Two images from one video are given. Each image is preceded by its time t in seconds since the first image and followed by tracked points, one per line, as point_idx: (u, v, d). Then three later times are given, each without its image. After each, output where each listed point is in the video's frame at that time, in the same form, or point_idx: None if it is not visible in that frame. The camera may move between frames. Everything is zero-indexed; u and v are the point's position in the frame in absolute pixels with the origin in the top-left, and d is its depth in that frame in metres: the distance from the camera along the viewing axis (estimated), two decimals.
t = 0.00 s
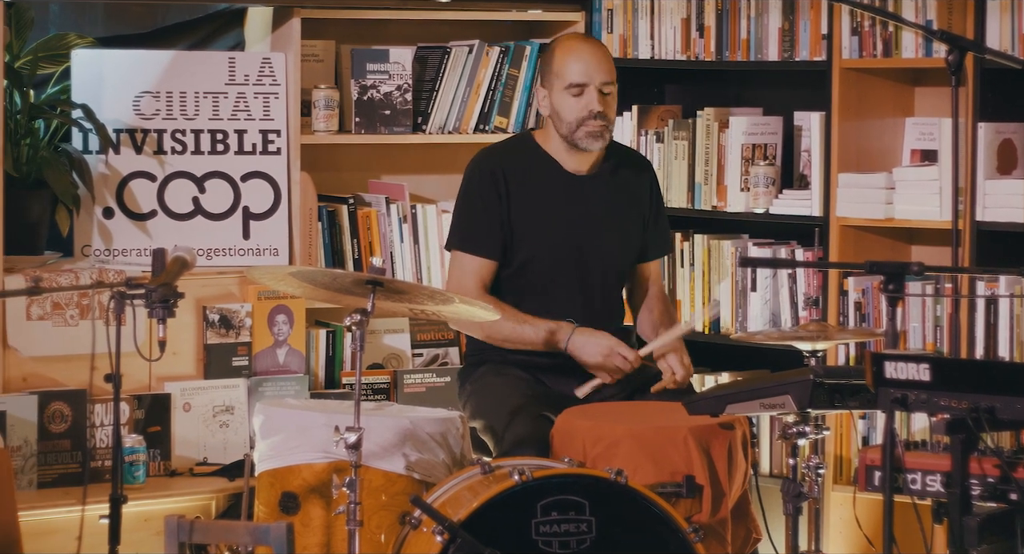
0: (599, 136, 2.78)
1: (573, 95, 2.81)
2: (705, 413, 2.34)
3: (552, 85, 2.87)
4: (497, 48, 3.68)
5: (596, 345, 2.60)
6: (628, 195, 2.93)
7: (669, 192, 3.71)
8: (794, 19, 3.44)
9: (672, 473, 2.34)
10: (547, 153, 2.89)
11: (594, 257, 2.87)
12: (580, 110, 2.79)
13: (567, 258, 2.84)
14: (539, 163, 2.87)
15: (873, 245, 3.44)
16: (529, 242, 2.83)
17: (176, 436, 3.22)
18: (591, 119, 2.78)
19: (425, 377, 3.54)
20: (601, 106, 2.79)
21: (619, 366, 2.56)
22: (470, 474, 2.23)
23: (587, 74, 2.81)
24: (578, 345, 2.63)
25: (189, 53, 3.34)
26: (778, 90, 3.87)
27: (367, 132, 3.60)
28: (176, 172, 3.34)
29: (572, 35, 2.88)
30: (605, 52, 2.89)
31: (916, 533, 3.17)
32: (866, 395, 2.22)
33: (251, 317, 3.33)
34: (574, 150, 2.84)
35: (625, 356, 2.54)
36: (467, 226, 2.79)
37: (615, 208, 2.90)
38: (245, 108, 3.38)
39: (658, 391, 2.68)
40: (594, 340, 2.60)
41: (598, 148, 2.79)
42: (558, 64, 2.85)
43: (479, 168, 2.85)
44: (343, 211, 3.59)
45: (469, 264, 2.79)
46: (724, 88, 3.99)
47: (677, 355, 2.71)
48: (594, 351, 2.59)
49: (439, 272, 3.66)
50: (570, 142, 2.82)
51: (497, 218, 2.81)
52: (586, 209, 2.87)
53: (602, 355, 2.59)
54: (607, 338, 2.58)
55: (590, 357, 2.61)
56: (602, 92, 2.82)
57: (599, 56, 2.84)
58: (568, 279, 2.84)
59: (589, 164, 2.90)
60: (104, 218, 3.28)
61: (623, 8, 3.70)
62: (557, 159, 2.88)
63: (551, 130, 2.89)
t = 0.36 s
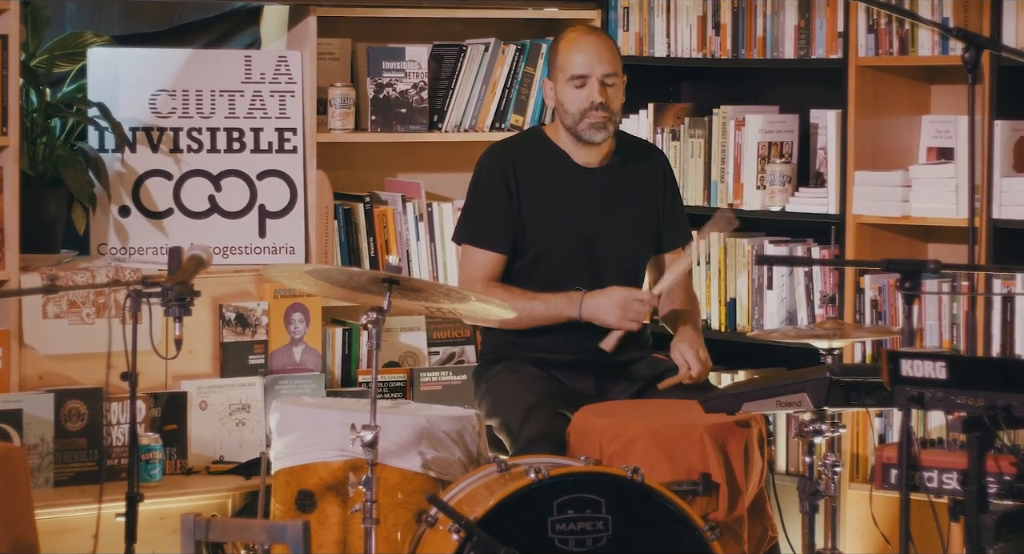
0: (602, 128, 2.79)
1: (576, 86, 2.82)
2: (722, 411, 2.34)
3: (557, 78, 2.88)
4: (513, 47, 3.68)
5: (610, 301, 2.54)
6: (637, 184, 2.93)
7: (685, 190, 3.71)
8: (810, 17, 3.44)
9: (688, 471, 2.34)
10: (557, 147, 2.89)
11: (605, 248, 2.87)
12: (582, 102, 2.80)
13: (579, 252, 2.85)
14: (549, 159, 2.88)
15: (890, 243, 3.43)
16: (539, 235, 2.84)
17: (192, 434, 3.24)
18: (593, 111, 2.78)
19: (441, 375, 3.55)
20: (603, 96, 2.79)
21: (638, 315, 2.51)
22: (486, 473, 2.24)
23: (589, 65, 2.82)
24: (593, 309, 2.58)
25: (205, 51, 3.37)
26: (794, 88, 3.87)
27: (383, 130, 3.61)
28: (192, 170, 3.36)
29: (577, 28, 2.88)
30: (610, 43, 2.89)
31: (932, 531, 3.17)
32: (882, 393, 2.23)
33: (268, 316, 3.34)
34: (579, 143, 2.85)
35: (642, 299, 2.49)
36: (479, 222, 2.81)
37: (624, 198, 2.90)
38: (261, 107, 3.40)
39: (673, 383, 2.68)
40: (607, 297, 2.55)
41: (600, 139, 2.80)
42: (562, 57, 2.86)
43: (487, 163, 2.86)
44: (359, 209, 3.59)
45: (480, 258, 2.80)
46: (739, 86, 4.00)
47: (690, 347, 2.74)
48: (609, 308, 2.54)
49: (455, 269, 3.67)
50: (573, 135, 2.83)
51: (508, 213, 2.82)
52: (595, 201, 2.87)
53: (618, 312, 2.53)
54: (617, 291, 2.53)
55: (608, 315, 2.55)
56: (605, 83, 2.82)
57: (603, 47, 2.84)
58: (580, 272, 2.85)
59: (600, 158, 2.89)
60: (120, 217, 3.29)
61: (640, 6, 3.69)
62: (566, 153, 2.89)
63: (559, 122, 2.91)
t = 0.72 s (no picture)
0: (608, 124, 2.81)
1: (583, 80, 2.82)
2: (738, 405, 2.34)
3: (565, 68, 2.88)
4: (530, 40, 3.69)
5: (626, 325, 2.58)
6: (650, 177, 2.93)
7: (701, 183, 3.71)
8: (826, 11, 3.44)
9: (704, 466, 2.34)
10: (568, 141, 2.90)
11: (620, 241, 2.87)
12: (588, 97, 2.81)
13: (594, 246, 2.85)
14: (561, 154, 2.88)
15: (906, 238, 3.43)
16: (553, 230, 2.84)
17: (208, 426, 3.26)
18: (599, 107, 2.79)
19: (457, 369, 3.55)
20: (609, 92, 2.80)
21: (649, 346, 2.55)
22: (501, 467, 2.25)
23: (597, 60, 2.82)
24: (608, 327, 2.62)
25: (221, 45, 3.38)
26: (810, 81, 3.87)
27: (399, 124, 3.61)
28: (209, 165, 3.37)
29: (586, 20, 2.87)
30: (620, 34, 2.88)
31: (949, 525, 3.17)
32: (898, 387, 2.23)
33: (284, 310, 3.36)
34: (586, 136, 2.87)
35: (657, 332, 2.53)
36: (492, 218, 2.81)
37: (638, 191, 2.90)
38: (277, 101, 3.42)
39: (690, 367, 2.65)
40: (624, 321, 2.58)
41: (605, 135, 2.82)
42: (570, 50, 2.86)
43: (500, 159, 2.87)
44: (374, 203, 3.62)
45: (494, 253, 2.80)
46: (755, 80, 3.99)
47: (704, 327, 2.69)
48: (623, 333, 2.58)
49: (471, 264, 3.68)
50: (579, 128, 2.85)
51: (522, 208, 2.83)
52: (608, 194, 2.87)
53: (632, 338, 2.58)
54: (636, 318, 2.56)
55: (621, 339, 2.59)
56: (612, 78, 2.83)
57: (611, 41, 2.83)
58: (595, 266, 2.85)
59: (608, 150, 2.91)
60: (136, 210, 3.30)
61: None
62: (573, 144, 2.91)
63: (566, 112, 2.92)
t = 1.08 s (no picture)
0: (611, 115, 2.81)
1: (586, 74, 2.84)
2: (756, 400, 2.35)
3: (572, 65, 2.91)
4: (547, 34, 3.69)
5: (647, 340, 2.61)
6: (665, 173, 2.94)
7: (718, 178, 3.70)
8: (844, 5, 3.45)
9: (721, 460, 2.35)
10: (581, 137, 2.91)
11: (636, 238, 2.87)
12: (590, 90, 2.83)
13: (609, 240, 2.85)
14: (575, 151, 2.89)
15: (922, 233, 3.43)
16: (569, 228, 2.85)
17: (226, 420, 3.27)
18: (600, 99, 2.81)
19: (473, 363, 3.57)
20: (609, 83, 2.80)
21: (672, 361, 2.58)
22: (518, 461, 2.26)
23: (598, 52, 2.83)
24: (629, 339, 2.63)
25: (239, 38, 3.40)
26: (826, 76, 3.86)
27: (416, 118, 3.62)
28: (226, 158, 3.39)
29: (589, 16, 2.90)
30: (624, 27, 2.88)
31: (965, 520, 3.16)
32: (915, 382, 2.27)
33: (300, 304, 3.37)
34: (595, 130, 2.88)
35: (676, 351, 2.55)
36: (507, 216, 2.82)
37: (653, 188, 2.91)
38: (294, 95, 3.43)
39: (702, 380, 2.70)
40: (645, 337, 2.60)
41: (610, 127, 2.83)
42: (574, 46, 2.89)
43: (514, 157, 2.88)
44: (391, 197, 3.61)
45: (511, 252, 2.81)
46: (771, 74, 3.99)
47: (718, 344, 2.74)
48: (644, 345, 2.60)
49: (488, 258, 3.68)
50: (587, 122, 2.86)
51: (536, 205, 2.84)
52: (623, 190, 2.88)
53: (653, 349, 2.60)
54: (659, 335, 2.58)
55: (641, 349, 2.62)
56: (614, 69, 2.83)
57: (611, 33, 2.84)
58: (612, 261, 2.85)
59: (621, 143, 2.91)
60: (153, 204, 3.33)
61: None
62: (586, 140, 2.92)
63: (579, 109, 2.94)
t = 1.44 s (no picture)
0: (613, 117, 2.82)
1: (589, 75, 2.85)
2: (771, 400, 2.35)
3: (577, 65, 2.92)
4: (562, 33, 3.70)
5: (656, 301, 2.60)
6: (675, 166, 2.94)
7: (732, 178, 3.68)
8: (859, 4, 3.45)
9: (736, 460, 2.35)
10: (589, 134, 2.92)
11: (648, 233, 2.88)
12: (592, 91, 2.84)
13: (620, 238, 2.86)
14: (584, 147, 2.89)
15: (938, 232, 3.43)
16: (580, 224, 2.85)
17: (242, 420, 3.29)
18: (601, 101, 2.82)
19: (489, 362, 3.57)
20: (610, 85, 2.81)
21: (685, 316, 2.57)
22: (533, 461, 2.26)
23: (599, 54, 2.84)
24: (639, 306, 2.62)
25: (253, 38, 3.42)
26: (841, 75, 3.86)
27: (431, 117, 3.63)
28: (241, 158, 3.41)
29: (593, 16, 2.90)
30: (628, 27, 2.88)
31: (981, 519, 3.16)
32: (929, 381, 2.28)
33: (316, 303, 3.38)
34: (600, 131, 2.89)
35: (687, 300, 2.54)
36: (518, 214, 2.83)
37: (664, 182, 2.91)
38: (309, 95, 3.45)
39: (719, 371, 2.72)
40: (654, 296, 2.60)
41: (613, 129, 2.83)
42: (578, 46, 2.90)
43: (524, 155, 2.89)
44: (407, 197, 3.63)
45: (524, 249, 2.82)
46: (785, 74, 4.00)
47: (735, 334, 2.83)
48: (655, 308, 2.59)
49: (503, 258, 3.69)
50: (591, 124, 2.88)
51: (547, 203, 2.85)
52: (633, 186, 2.88)
53: (665, 312, 2.59)
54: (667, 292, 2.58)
55: (654, 315, 2.60)
56: (615, 71, 2.84)
57: (613, 34, 2.84)
58: (624, 258, 2.86)
59: (628, 143, 2.91)
60: (168, 203, 3.34)
61: None
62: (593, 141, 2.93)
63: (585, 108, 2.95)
